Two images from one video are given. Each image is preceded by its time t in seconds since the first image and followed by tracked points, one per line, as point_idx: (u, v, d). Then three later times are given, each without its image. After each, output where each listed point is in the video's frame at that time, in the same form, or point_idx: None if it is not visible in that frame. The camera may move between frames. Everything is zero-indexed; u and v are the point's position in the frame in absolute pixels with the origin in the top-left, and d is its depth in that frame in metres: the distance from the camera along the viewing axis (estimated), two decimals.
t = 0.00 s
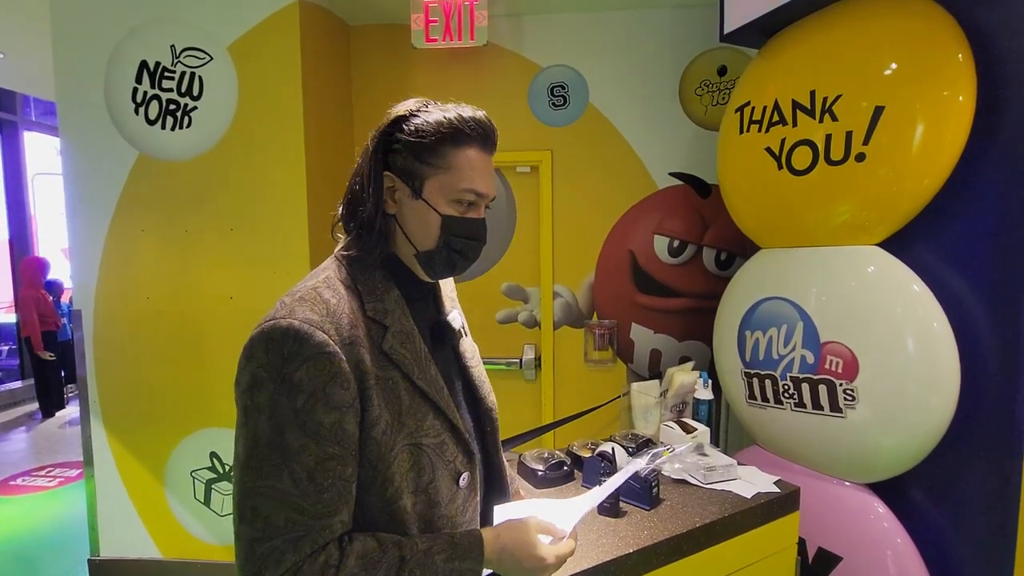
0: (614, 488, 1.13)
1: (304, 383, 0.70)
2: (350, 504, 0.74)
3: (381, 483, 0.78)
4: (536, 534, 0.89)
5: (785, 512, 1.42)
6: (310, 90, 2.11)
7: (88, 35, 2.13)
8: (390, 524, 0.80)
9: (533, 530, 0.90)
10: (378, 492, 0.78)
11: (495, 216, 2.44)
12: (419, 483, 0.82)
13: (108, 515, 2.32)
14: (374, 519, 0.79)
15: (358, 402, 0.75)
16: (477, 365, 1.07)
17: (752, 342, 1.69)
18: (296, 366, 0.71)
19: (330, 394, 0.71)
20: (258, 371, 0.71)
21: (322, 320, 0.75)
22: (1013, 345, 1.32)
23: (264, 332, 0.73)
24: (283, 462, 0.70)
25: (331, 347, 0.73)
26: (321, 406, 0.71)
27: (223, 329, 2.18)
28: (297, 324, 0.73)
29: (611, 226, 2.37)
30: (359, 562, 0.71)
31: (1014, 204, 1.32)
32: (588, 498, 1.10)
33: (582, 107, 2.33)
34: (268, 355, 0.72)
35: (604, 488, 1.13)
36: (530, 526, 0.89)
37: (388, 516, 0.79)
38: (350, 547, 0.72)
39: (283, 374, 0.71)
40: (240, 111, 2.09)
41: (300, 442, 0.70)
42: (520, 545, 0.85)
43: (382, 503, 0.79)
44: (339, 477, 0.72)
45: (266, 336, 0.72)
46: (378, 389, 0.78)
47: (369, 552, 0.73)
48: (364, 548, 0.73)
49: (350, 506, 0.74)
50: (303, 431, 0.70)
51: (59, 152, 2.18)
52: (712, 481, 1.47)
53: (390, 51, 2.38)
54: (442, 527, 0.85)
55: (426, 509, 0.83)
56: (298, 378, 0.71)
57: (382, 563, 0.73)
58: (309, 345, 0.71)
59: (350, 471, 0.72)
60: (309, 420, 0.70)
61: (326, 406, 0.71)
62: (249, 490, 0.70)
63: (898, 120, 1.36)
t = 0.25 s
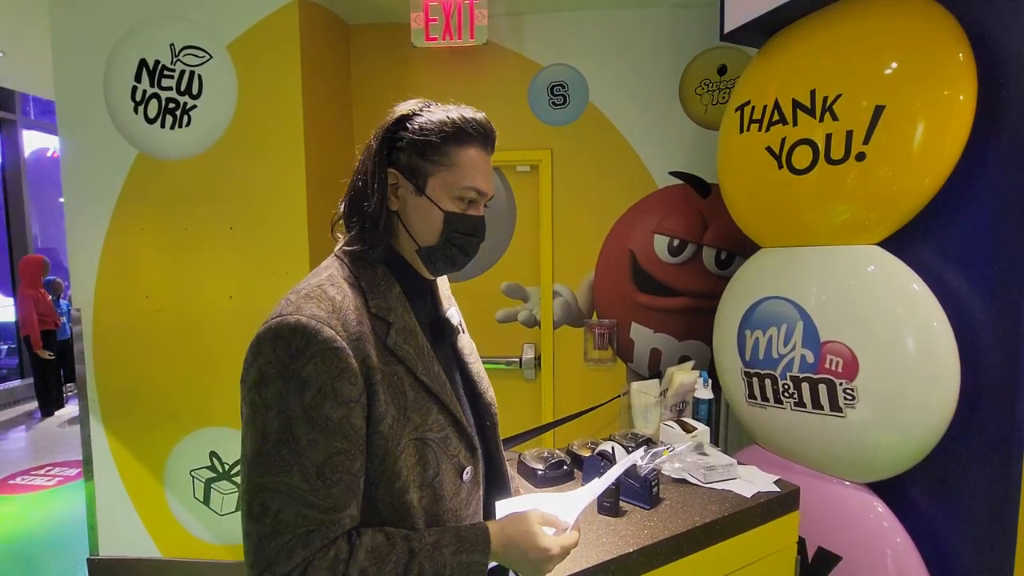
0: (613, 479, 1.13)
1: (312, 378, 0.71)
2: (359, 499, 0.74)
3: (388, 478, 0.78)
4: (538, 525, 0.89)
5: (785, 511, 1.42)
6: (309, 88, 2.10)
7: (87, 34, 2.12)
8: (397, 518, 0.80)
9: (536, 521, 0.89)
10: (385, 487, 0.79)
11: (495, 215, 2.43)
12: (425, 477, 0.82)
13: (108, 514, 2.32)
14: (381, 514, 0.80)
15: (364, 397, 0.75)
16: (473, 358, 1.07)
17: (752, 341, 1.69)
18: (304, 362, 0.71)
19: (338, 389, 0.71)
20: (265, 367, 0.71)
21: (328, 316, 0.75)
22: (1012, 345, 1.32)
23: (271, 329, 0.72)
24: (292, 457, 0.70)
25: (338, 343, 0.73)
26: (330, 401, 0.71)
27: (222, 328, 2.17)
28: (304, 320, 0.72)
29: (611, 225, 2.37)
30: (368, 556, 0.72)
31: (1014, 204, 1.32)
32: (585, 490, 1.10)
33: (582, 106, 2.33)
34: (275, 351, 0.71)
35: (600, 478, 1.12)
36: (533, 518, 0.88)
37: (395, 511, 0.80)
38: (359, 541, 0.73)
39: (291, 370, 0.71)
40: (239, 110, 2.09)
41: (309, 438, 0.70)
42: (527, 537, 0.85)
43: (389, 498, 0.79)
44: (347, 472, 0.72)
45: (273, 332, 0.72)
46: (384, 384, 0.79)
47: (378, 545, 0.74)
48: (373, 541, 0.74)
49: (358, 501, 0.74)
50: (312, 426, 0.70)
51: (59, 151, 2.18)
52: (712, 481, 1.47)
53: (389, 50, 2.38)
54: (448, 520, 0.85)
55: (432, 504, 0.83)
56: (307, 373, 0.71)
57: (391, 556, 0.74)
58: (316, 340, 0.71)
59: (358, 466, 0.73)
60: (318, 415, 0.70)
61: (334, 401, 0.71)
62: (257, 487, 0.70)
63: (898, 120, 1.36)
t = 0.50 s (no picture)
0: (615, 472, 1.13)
1: (321, 378, 0.71)
2: (366, 497, 0.74)
3: (394, 476, 0.78)
4: (543, 522, 0.88)
5: (785, 511, 1.42)
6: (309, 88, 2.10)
7: (87, 32, 2.12)
8: (402, 516, 0.80)
9: (540, 518, 0.89)
10: (390, 485, 0.79)
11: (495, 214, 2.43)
12: (429, 475, 0.82)
13: (107, 513, 2.32)
14: (386, 512, 0.80)
15: (372, 397, 0.75)
16: (475, 356, 1.06)
17: (753, 341, 1.69)
18: (314, 361, 0.71)
19: (346, 388, 0.71)
20: (274, 367, 0.71)
21: (337, 316, 0.75)
22: (1013, 345, 1.32)
23: (280, 328, 0.72)
24: (301, 456, 0.70)
25: (347, 342, 0.73)
26: (339, 400, 0.71)
27: (222, 327, 2.17)
28: (313, 320, 0.72)
29: (611, 224, 2.37)
30: (375, 554, 0.72)
31: (1015, 203, 1.32)
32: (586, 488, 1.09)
33: (582, 105, 2.33)
34: (285, 351, 0.71)
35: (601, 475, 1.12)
36: (538, 515, 0.88)
37: (400, 509, 0.80)
38: (366, 539, 0.73)
39: (301, 370, 0.71)
40: (240, 108, 2.09)
41: (318, 436, 0.70)
42: (532, 534, 0.85)
43: (395, 495, 0.79)
44: (355, 470, 0.72)
45: (282, 332, 0.72)
46: (391, 383, 0.79)
47: (384, 543, 0.74)
48: (380, 539, 0.74)
49: (365, 499, 0.74)
50: (321, 425, 0.70)
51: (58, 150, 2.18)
52: (712, 480, 1.47)
53: (390, 49, 2.38)
54: (452, 518, 0.85)
55: (436, 501, 0.83)
56: (316, 373, 0.71)
57: (398, 553, 0.74)
58: (326, 340, 0.71)
59: (366, 464, 0.73)
60: (327, 414, 0.70)
61: (343, 400, 0.71)
62: (266, 485, 0.70)
63: (899, 119, 1.36)
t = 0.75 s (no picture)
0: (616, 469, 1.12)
1: (325, 379, 0.70)
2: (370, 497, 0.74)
3: (398, 476, 0.78)
4: (546, 522, 0.88)
5: (785, 510, 1.42)
6: (310, 87, 2.10)
7: (86, 31, 2.12)
8: (405, 516, 0.80)
9: (543, 518, 0.88)
10: (394, 485, 0.78)
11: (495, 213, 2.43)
12: (432, 475, 0.82)
13: (107, 512, 2.32)
14: (389, 512, 0.80)
15: (376, 398, 0.75)
16: (477, 356, 1.06)
17: (753, 340, 1.69)
18: (318, 363, 0.71)
19: (351, 389, 0.71)
20: (279, 368, 0.71)
21: (341, 317, 0.75)
22: (1013, 345, 1.32)
23: (284, 329, 0.72)
24: (305, 457, 0.69)
25: (352, 343, 0.73)
26: (343, 401, 0.71)
27: (221, 326, 2.17)
28: (318, 321, 0.72)
29: (611, 224, 2.36)
30: (379, 554, 0.72)
31: (1016, 203, 1.32)
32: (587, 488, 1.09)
33: (582, 105, 2.32)
34: (289, 352, 0.71)
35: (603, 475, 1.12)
36: (540, 514, 0.88)
37: (404, 509, 0.79)
38: (370, 539, 0.72)
39: (305, 371, 0.70)
40: (240, 107, 2.09)
41: (322, 437, 0.70)
42: (534, 534, 0.85)
43: (398, 496, 0.79)
44: (359, 471, 0.71)
45: (286, 333, 0.72)
46: (395, 384, 0.79)
47: (388, 544, 0.73)
48: (384, 540, 0.74)
49: (369, 500, 0.74)
50: (325, 426, 0.70)
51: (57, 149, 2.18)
52: (712, 479, 1.47)
53: (390, 48, 2.37)
54: (455, 517, 0.85)
55: (439, 501, 0.83)
56: (320, 374, 0.70)
57: (401, 553, 0.74)
58: (330, 341, 0.71)
59: (370, 465, 0.73)
60: (332, 415, 0.70)
61: (347, 401, 0.71)
62: (271, 486, 0.70)
63: (900, 118, 1.36)
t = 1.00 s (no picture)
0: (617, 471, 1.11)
1: (327, 379, 0.70)
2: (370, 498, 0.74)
3: (398, 477, 0.78)
4: (545, 523, 0.88)
5: (785, 510, 1.42)
6: (309, 87, 2.10)
7: (85, 30, 2.12)
8: (405, 517, 0.80)
9: (542, 519, 0.88)
10: (393, 486, 0.78)
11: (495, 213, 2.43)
12: (432, 476, 0.82)
13: (106, 512, 2.32)
14: (389, 513, 0.79)
15: (377, 398, 0.75)
16: (477, 357, 1.06)
17: (753, 340, 1.69)
18: (319, 363, 0.71)
19: (352, 390, 0.71)
20: (280, 368, 0.71)
21: (342, 317, 0.75)
22: (1014, 344, 1.32)
23: (285, 329, 0.72)
24: (306, 457, 0.69)
25: (353, 344, 0.73)
26: (344, 401, 0.70)
27: (221, 326, 2.17)
28: (319, 321, 0.72)
29: (611, 223, 2.36)
30: (379, 555, 0.72)
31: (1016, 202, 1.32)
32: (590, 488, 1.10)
33: (582, 104, 2.32)
34: (291, 352, 0.71)
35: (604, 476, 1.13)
36: (539, 515, 0.88)
37: (403, 509, 0.79)
38: (370, 539, 0.72)
39: (307, 371, 0.70)
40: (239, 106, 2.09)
41: (323, 438, 0.70)
42: (533, 535, 0.85)
43: (398, 496, 0.79)
44: (360, 471, 0.71)
45: (288, 333, 0.71)
46: (395, 384, 0.78)
47: (388, 544, 0.73)
48: (384, 540, 0.73)
49: (369, 500, 0.74)
50: (326, 426, 0.70)
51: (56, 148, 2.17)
52: (711, 479, 1.47)
53: (389, 47, 2.37)
54: (454, 518, 0.85)
55: (439, 502, 0.83)
56: (322, 374, 0.70)
57: (402, 553, 0.74)
58: (331, 341, 0.71)
59: (371, 466, 0.73)
60: (333, 416, 0.70)
61: (348, 402, 0.71)
62: (271, 485, 0.70)
63: (900, 118, 1.36)
